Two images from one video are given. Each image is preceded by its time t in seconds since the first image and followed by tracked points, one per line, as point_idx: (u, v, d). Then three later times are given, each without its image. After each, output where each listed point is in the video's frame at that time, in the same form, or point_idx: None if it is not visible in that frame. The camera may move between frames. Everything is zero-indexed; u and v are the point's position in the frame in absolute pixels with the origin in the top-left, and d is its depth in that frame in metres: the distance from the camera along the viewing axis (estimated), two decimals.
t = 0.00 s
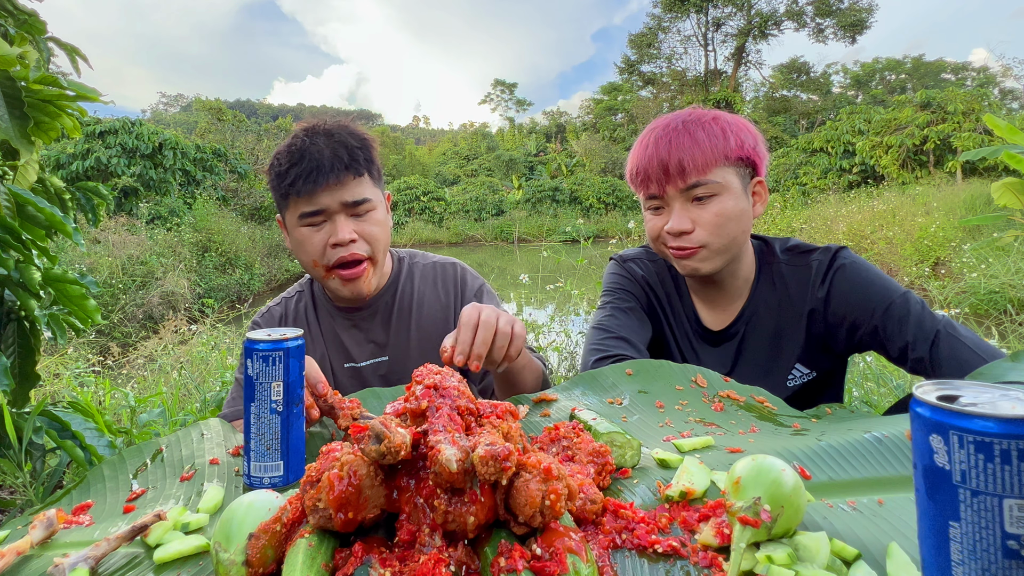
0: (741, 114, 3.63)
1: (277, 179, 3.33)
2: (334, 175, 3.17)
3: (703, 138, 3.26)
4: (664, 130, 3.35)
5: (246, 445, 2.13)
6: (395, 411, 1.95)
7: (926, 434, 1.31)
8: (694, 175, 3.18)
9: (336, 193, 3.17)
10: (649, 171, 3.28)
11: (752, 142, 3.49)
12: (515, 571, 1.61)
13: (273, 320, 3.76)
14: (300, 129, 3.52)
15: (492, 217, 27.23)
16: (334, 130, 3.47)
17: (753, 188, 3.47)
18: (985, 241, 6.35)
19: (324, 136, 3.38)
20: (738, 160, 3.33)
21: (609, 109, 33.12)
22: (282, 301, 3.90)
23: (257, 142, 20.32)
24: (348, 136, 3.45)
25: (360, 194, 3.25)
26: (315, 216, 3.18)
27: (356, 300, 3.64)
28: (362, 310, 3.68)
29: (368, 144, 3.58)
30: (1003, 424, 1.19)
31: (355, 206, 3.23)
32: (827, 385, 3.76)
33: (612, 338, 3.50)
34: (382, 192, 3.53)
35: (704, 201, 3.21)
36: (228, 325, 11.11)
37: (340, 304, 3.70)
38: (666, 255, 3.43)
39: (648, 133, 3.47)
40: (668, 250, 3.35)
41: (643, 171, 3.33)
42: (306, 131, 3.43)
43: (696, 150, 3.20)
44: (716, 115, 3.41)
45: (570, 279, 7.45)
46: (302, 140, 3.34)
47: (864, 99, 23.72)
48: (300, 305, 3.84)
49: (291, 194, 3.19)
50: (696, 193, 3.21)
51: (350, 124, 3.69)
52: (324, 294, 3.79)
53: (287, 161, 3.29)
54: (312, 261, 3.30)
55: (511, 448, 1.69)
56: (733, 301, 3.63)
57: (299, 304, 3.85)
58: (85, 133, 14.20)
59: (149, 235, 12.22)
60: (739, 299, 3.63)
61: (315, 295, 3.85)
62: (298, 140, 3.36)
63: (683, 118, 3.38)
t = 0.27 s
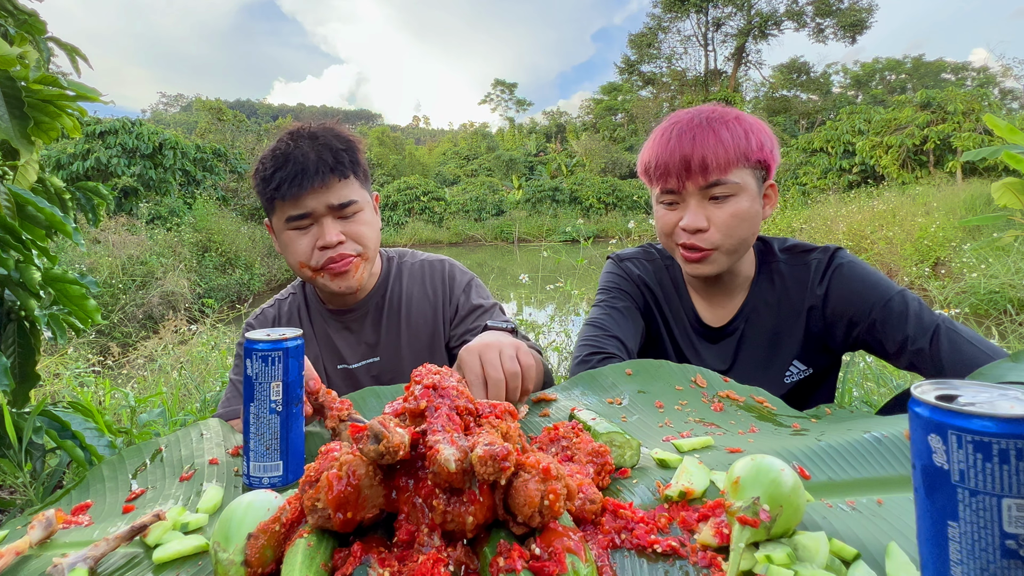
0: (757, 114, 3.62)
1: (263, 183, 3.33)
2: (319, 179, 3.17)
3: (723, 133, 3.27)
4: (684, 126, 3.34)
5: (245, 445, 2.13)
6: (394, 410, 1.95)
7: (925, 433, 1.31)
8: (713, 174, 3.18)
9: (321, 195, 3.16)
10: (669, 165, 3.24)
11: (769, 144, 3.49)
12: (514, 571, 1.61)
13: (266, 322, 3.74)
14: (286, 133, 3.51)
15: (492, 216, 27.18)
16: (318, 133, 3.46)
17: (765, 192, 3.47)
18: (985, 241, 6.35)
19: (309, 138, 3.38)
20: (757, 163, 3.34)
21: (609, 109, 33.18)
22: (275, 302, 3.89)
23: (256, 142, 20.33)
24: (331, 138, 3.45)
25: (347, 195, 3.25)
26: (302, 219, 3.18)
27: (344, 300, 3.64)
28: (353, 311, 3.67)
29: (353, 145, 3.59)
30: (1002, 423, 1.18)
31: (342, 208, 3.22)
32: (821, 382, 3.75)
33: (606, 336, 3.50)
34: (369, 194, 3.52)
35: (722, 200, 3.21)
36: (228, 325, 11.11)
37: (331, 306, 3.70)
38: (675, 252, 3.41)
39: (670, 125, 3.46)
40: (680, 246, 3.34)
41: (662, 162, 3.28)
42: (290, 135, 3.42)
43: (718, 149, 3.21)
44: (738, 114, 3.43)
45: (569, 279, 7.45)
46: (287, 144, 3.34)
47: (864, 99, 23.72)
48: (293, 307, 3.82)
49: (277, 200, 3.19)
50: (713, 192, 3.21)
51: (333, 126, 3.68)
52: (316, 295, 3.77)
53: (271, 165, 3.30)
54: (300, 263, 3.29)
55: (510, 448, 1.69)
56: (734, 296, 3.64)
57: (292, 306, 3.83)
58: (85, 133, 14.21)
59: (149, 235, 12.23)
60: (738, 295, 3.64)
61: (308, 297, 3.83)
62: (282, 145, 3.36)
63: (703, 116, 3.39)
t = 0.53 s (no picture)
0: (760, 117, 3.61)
1: (256, 186, 3.32)
2: (313, 182, 3.15)
3: (726, 133, 3.27)
4: (688, 126, 3.34)
5: (246, 445, 2.13)
6: (395, 411, 1.95)
7: (927, 434, 1.31)
8: (715, 175, 3.18)
9: (316, 200, 3.15)
10: (671, 165, 3.24)
11: (772, 149, 3.50)
12: (515, 571, 1.61)
13: (263, 324, 3.75)
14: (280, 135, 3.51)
15: (492, 216, 27.18)
16: (312, 136, 3.46)
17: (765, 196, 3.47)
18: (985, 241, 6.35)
19: (302, 142, 3.37)
20: (759, 166, 3.34)
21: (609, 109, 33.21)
22: (272, 304, 3.90)
23: (257, 142, 20.33)
24: (325, 141, 3.46)
25: (340, 199, 3.24)
26: (295, 223, 3.17)
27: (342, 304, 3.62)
28: (349, 313, 3.67)
29: (347, 148, 3.59)
30: (1004, 425, 1.19)
31: (335, 212, 3.21)
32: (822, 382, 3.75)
33: (598, 336, 3.51)
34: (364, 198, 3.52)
35: (723, 202, 3.20)
36: (229, 325, 11.11)
37: (327, 309, 3.69)
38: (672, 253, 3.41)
39: (674, 123, 3.45)
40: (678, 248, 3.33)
41: (665, 161, 3.27)
42: (284, 138, 3.42)
43: (721, 150, 3.21)
44: (742, 117, 3.44)
45: (569, 279, 7.45)
46: (280, 148, 3.34)
47: (864, 99, 23.72)
48: (290, 309, 3.83)
49: (270, 203, 3.18)
50: (714, 194, 3.20)
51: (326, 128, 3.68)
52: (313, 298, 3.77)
53: (265, 168, 3.29)
54: (294, 268, 3.28)
55: (511, 448, 1.69)
56: (733, 298, 3.62)
57: (290, 308, 3.84)
58: (85, 133, 14.21)
59: (149, 235, 12.23)
60: (737, 297, 3.64)
61: (304, 299, 3.83)
62: (276, 148, 3.36)
63: (707, 116, 3.40)
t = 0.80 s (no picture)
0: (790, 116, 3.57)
1: (254, 187, 3.32)
2: (311, 183, 3.15)
3: (756, 132, 3.24)
4: (717, 123, 3.30)
5: (246, 445, 2.13)
6: (395, 411, 1.95)
7: (927, 434, 1.31)
8: (740, 175, 3.16)
9: (314, 201, 3.16)
10: (696, 160, 3.21)
11: (801, 152, 3.47)
12: (515, 571, 1.61)
13: (263, 325, 3.76)
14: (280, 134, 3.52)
15: (492, 217, 27.17)
16: (312, 136, 3.46)
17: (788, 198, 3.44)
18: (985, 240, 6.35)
19: (302, 142, 3.37)
20: (786, 168, 3.31)
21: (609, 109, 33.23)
22: (272, 305, 3.90)
23: (257, 142, 20.34)
24: (326, 143, 3.46)
25: (340, 200, 3.23)
26: (294, 224, 3.18)
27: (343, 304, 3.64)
28: (349, 314, 3.68)
29: (347, 148, 3.58)
30: (1004, 425, 1.19)
31: (334, 213, 3.21)
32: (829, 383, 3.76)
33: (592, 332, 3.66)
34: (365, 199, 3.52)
35: (744, 203, 3.20)
36: (229, 325, 11.11)
37: (328, 310, 3.70)
38: (688, 250, 3.41)
39: (703, 116, 3.43)
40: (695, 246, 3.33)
41: (690, 156, 3.24)
42: (283, 138, 3.43)
43: (749, 150, 3.18)
44: (773, 117, 3.40)
45: (569, 279, 7.45)
46: (279, 148, 3.34)
47: (864, 99, 23.72)
48: (290, 310, 3.83)
49: (269, 204, 3.19)
50: (736, 195, 3.19)
51: (328, 128, 3.67)
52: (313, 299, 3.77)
53: (264, 169, 3.29)
54: (292, 269, 3.30)
55: (511, 448, 1.69)
56: (741, 300, 3.62)
57: (290, 309, 3.84)
58: (85, 133, 14.21)
59: (149, 235, 12.23)
60: (747, 298, 3.61)
61: (304, 300, 3.83)
62: (276, 147, 3.36)
63: (741, 112, 3.37)
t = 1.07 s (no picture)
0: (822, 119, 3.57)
1: (259, 188, 3.31)
2: (316, 186, 3.14)
3: (791, 130, 3.24)
4: (752, 118, 3.29)
5: (246, 445, 2.13)
6: (395, 411, 1.95)
7: (927, 434, 1.31)
8: (771, 173, 3.16)
9: (319, 203, 3.15)
10: (727, 154, 3.20)
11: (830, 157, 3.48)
12: (515, 571, 1.61)
13: (263, 326, 3.75)
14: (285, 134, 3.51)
15: (492, 216, 27.16)
16: (318, 138, 3.45)
17: (811, 200, 3.44)
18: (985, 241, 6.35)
19: (308, 144, 3.36)
20: (814, 171, 3.33)
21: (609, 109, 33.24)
22: (272, 306, 3.90)
23: (257, 142, 20.34)
24: (330, 144, 3.46)
25: (345, 203, 3.23)
26: (298, 226, 3.17)
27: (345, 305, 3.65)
28: (351, 314, 3.67)
29: (352, 150, 3.58)
30: (1005, 425, 1.18)
31: (339, 215, 3.21)
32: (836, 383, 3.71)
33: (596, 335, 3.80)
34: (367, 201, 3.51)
35: (769, 201, 3.19)
36: (229, 325, 11.12)
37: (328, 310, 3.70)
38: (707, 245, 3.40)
39: (741, 108, 3.41)
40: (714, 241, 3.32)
41: (722, 149, 3.23)
42: (287, 138, 3.42)
43: (783, 147, 3.18)
44: (809, 118, 3.40)
45: (569, 279, 7.45)
46: (287, 149, 3.32)
47: (864, 99, 23.73)
48: (290, 312, 3.83)
49: (273, 206, 3.18)
50: (762, 193, 3.18)
51: (332, 129, 3.66)
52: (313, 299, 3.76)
53: (268, 171, 3.28)
54: (296, 270, 3.29)
55: (511, 448, 1.69)
56: (750, 299, 3.63)
57: (289, 310, 3.84)
58: (85, 133, 14.21)
59: (149, 235, 12.24)
60: (757, 296, 3.63)
61: (304, 300, 3.83)
62: (281, 148, 3.34)
63: (780, 108, 3.37)
